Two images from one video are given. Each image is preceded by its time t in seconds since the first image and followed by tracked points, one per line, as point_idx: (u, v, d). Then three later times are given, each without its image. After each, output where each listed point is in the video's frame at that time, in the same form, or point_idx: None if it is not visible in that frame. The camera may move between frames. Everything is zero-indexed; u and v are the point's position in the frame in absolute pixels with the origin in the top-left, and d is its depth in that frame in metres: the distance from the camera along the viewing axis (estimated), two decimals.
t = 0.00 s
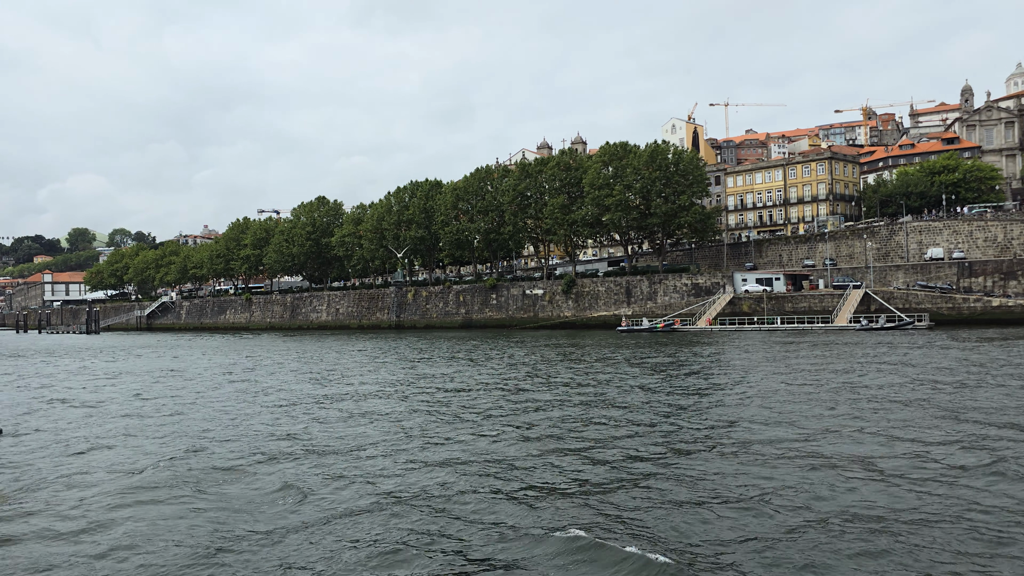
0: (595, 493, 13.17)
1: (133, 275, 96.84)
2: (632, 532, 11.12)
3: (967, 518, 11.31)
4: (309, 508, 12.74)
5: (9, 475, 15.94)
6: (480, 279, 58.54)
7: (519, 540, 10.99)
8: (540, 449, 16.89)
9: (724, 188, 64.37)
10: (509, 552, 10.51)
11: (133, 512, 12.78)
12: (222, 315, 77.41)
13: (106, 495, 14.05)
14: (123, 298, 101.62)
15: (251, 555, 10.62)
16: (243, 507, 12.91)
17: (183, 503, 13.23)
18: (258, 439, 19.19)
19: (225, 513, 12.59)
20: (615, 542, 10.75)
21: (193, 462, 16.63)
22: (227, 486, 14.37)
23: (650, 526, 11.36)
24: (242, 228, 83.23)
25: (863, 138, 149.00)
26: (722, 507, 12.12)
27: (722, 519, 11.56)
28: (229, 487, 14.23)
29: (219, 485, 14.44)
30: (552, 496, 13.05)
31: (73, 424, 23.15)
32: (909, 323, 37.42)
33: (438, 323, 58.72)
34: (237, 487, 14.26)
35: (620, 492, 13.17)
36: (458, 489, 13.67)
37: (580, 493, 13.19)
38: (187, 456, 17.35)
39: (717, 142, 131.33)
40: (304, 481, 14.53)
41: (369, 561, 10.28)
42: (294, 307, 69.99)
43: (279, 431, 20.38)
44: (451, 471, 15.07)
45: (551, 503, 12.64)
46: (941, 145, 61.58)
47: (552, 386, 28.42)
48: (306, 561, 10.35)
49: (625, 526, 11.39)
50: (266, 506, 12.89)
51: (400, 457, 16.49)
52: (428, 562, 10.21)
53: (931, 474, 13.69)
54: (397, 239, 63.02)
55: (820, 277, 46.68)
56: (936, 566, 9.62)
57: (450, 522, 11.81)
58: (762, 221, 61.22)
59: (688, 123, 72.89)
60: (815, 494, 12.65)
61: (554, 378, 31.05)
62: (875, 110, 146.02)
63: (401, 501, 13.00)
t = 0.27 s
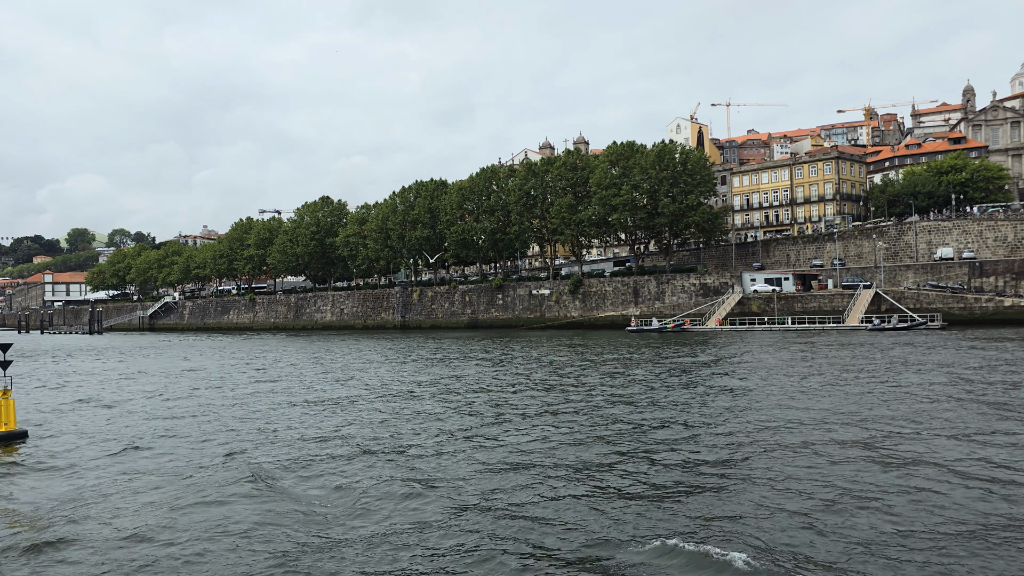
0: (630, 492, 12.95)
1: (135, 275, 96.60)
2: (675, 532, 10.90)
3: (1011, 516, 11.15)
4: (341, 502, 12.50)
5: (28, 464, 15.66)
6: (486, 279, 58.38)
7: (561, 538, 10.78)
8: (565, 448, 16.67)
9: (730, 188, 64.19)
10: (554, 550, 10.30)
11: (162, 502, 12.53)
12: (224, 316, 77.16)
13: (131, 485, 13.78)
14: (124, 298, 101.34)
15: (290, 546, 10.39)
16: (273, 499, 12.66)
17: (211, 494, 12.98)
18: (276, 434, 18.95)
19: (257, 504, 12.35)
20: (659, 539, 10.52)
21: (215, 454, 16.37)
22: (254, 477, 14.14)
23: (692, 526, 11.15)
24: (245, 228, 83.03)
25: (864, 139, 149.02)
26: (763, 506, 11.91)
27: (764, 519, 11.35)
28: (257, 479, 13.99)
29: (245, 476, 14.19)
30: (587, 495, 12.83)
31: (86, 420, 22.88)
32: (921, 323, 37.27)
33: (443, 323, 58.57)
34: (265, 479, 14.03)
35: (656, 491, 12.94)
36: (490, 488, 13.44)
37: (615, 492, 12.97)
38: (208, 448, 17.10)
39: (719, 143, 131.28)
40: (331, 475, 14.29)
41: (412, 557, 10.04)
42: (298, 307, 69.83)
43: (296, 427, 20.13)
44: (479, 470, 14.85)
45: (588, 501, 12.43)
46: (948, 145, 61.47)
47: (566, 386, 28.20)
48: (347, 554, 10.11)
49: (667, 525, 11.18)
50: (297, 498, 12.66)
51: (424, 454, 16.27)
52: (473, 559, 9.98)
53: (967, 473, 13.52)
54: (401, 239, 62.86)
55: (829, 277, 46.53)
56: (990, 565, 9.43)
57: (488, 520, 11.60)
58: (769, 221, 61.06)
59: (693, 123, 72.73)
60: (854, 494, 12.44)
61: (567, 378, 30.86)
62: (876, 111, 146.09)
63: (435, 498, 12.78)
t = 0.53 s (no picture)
0: (662, 484, 12.77)
1: (137, 275, 96.34)
2: (713, 520, 10.69)
3: None
4: (370, 501, 12.34)
5: (47, 466, 15.48)
6: (492, 279, 58.21)
7: (598, 528, 10.60)
8: (589, 443, 16.49)
9: (737, 187, 64.03)
10: (592, 539, 10.12)
11: (188, 505, 12.36)
12: (228, 316, 76.97)
13: (154, 488, 13.60)
14: (127, 299, 101.09)
15: (323, 546, 10.23)
16: (300, 500, 12.49)
17: (237, 496, 12.81)
18: (292, 432, 18.80)
19: (285, 505, 12.18)
20: (692, 529, 10.37)
21: (235, 455, 16.20)
22: (278, 478, 13.98)
23: (730, 513, 10.94)
24: (249, 228, 82.84)
25: (866, 139, 148.89)
26: (799, 496, 11.70)
27: (802, 507, 11.14)
28: (281, 480, 13.82)
29: (270, 478, 14.03)
30: (618, 487, 12.64)
31: (99, 420, 22.70)
32: (934, 322, 37.07)
33: (449, 323, 58.42)
34: (289, 480, 13.85)
35: (684, 483, 12.78)
36: (518, 483, 13.27)
37: (646, 484, 12.78)
38: (227, 449, 16.93)
39: (722, 143, 131.17)
40: (356, 475, 14.13)
41: (449, 552, 9.88)
42: (302, 307, 69.65)
43: (314, 427, 19.96)
44: (505, 466, 14.67)
45: (620, 494, 12.25)
46: (955, 145, 61.33)
47: (580, 386, 28.02)
48: (382, 552, 9.95)
49: (703, 514, 10.98)
50: (325, 499, 12.49)
51: (447, 453, 16.10)
52: (511, 552, 9.80)
53: (1000, 466, 13.34)
54: (407, 238, 62.69)
55: (838, 276, 46.36)
56: None
57: (521, 514, 11.41)
58: (775, 221, 60.88)
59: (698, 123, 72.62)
60: (890, 483, 12.24)
61: (579, 378, 30.68)
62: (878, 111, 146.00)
63: (464, 495, 12.61)
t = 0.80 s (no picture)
0: (695, 488, 12.70)
1: (140, 274, 96.07)
2: (753, 526, 10.60)
3: None
4: (401, 512, 12.28)
5: (71, 475, 15.39)
6: (499, 277, 58.04)
7: (636, 537, 10.53)
8: (614, 445, 16.41)
9: (743, 185, 63.85)
10: (632, 549, 10.06)
11: (219, 519, 12.30)
12: (232, 315, 76.77)
13: (181, 502, 13.53)
14: (130, 297, 100.82)
15: (360, 560, 10.18)
16: (330, 513, 12.41)
17: (267, 510, 12.75)
18: (313, 443, 18.75)
19: (317, 518, 12.12)
20: (731, 535, 10.33)
21: (259, 467, 16.12)
22: (306, 491, 13.91)
23: (768, 518, 10.86)
24: (253, 227, 82.59)
25: (869, 136, 148.69)
26: (837, 499, 11.60)
27: (842, 511, 11.04)
28: (309, 493, 13.75)
29: (297, 491, 13.97)
30: (650, 494, 12.56)
31: (115, 422, 22.57)
32: (946, 322, 36.98)
33: (456, 322, 58.26)
34: (317, 493, 13.78)
35: (716, 487, 12.72)
36: (549, 492, 13.20)
37: (679, 490, 12.69)
38: (249, 460, 16.85)
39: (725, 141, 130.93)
40: (384, 485, 14.06)
41: (489, 565, 9.82)
42: (307, 306, 69.49)
43: (333, 433, 19.85)
44: (532, 473, 14.60)
45: (653, 502, 12.18)
46: (962, 142, 61.21)
47: (595, 386, 27.92)
48: (422, 566, 9.89)
49: (742, 520, 10.88)
50: (356, 511, 12.43)
51: (471, 461, 16.02)
52: (551, 563, 9.74)
53: None
54: (413, 237, 62.48)
55: (848, 275, 46.25)
56: None
57: (556, 524, 11.35)
58: (782, 219, 60.75)
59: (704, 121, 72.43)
60: (925, 485, 12.16)
61: (593, 378, 30.56)
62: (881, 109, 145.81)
63: (496, 506, 12.55)
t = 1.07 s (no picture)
0: (728, 472, 12.51)
1: (143, 272, 95.77)
2: (798, 511, 10.30)
3: None
4: (432, 489, 12.01)
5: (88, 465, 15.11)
6: (505, 276, 57.80)
7: (679, 516, 10.25)
8: (638, 432, 16.21)
9: (750, 183, 63.63)
10: (676, 526, 9.78)
11: (245, 500, 12.02)
12: (236, 312, 76.54)
13: (205, 484, 13.26)
14: (132, 295, 100.52)
15: (396, 533, 9.92)
16: (359, 491, 12.16)
17: (295, 488, 12.51)
18: (331, 429, 18.50)
19: (345, 497, 11.86)
20: (772, 514, 10.14)
21: (280, 450, 15.86)
22: (331, 471, 13.68)
23: (813, 504, 10.58)
24: (256, 224, 82.33)
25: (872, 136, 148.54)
26: (878, 487, 11.30)
27: (886, 497, 10.75)
28: (336, 473, 13.51)
29: (323, 472, 13.71)
30: (686, 476, 12.30)
31: (127, 415, 22.32)
32: (959, 321, 36.79)
33: (462, 320, 58.02)
34: (343, 473, 13.52)
35: (749, 471, 12.53)
36: (580, 471, 12.94)
37: (713, 474, 12.40)
38: (269, 445, 16.60)
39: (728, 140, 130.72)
40: (411, 466, 13.82)
41: (530, 537, 9.55)
42: (312, 304, 69.23)
43: (352, 422, 19.59)
44: (561, 455, 14.35)
45: (686, 482, 11.99)
46: (970, 141, 61.05)
47: (609, 381, 27.70)
48: (460, 539, 9.61)
49: (785, 504, 10.59)
50: (386, 490, 12.16)
51: (497, 444, 15.76)
52: (593, 537, 9.48)
53: None
54: (418, 234, 62.27)
55: (857, 273, 46.05)
56: None
57: (593, 500, 11.09)
58: (789, 218, 60.53)
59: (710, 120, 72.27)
60: (963, 475, 11.97)
61: (606, 374, 30.36)
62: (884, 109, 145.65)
63: (528, 482, 12.29)
